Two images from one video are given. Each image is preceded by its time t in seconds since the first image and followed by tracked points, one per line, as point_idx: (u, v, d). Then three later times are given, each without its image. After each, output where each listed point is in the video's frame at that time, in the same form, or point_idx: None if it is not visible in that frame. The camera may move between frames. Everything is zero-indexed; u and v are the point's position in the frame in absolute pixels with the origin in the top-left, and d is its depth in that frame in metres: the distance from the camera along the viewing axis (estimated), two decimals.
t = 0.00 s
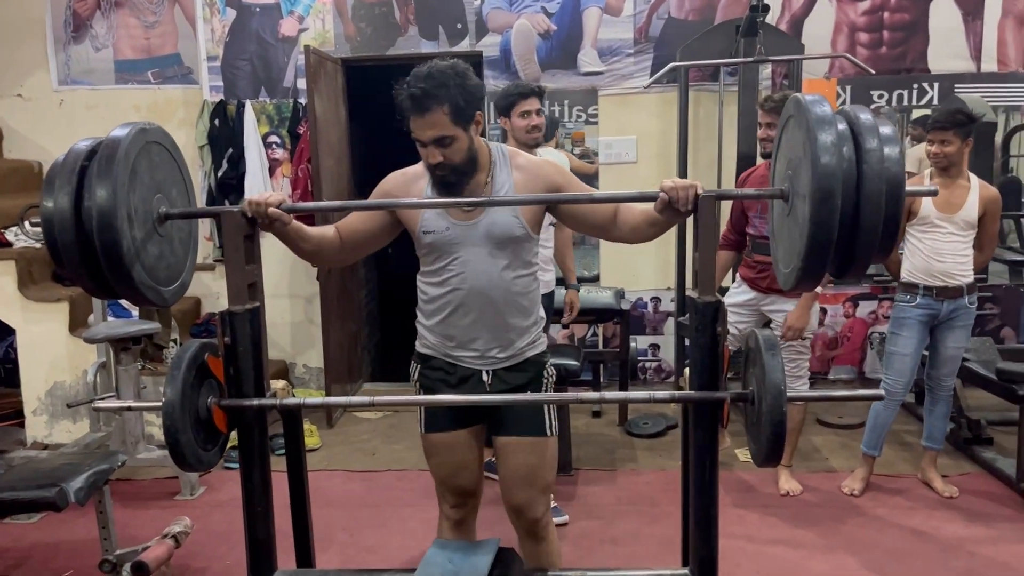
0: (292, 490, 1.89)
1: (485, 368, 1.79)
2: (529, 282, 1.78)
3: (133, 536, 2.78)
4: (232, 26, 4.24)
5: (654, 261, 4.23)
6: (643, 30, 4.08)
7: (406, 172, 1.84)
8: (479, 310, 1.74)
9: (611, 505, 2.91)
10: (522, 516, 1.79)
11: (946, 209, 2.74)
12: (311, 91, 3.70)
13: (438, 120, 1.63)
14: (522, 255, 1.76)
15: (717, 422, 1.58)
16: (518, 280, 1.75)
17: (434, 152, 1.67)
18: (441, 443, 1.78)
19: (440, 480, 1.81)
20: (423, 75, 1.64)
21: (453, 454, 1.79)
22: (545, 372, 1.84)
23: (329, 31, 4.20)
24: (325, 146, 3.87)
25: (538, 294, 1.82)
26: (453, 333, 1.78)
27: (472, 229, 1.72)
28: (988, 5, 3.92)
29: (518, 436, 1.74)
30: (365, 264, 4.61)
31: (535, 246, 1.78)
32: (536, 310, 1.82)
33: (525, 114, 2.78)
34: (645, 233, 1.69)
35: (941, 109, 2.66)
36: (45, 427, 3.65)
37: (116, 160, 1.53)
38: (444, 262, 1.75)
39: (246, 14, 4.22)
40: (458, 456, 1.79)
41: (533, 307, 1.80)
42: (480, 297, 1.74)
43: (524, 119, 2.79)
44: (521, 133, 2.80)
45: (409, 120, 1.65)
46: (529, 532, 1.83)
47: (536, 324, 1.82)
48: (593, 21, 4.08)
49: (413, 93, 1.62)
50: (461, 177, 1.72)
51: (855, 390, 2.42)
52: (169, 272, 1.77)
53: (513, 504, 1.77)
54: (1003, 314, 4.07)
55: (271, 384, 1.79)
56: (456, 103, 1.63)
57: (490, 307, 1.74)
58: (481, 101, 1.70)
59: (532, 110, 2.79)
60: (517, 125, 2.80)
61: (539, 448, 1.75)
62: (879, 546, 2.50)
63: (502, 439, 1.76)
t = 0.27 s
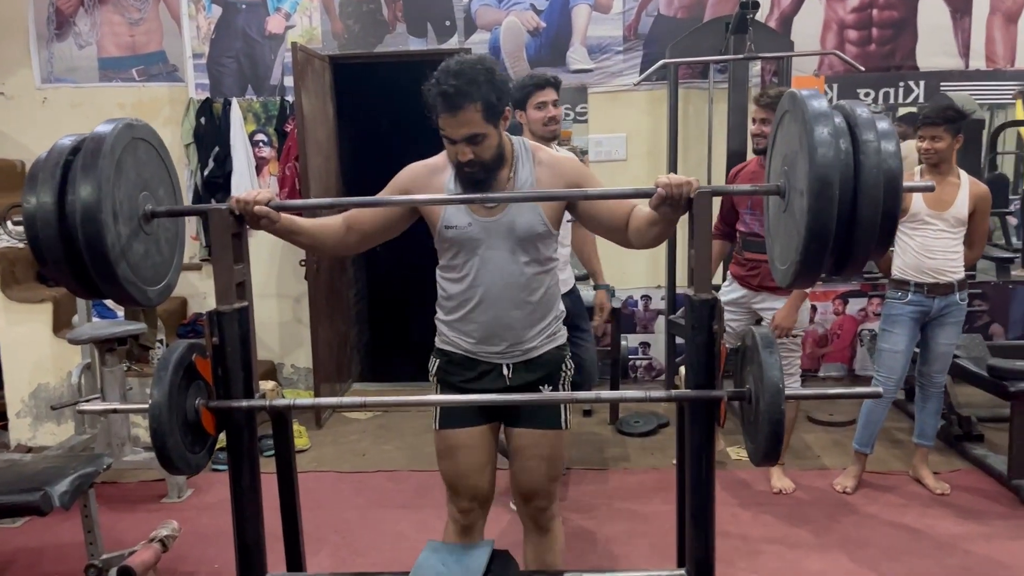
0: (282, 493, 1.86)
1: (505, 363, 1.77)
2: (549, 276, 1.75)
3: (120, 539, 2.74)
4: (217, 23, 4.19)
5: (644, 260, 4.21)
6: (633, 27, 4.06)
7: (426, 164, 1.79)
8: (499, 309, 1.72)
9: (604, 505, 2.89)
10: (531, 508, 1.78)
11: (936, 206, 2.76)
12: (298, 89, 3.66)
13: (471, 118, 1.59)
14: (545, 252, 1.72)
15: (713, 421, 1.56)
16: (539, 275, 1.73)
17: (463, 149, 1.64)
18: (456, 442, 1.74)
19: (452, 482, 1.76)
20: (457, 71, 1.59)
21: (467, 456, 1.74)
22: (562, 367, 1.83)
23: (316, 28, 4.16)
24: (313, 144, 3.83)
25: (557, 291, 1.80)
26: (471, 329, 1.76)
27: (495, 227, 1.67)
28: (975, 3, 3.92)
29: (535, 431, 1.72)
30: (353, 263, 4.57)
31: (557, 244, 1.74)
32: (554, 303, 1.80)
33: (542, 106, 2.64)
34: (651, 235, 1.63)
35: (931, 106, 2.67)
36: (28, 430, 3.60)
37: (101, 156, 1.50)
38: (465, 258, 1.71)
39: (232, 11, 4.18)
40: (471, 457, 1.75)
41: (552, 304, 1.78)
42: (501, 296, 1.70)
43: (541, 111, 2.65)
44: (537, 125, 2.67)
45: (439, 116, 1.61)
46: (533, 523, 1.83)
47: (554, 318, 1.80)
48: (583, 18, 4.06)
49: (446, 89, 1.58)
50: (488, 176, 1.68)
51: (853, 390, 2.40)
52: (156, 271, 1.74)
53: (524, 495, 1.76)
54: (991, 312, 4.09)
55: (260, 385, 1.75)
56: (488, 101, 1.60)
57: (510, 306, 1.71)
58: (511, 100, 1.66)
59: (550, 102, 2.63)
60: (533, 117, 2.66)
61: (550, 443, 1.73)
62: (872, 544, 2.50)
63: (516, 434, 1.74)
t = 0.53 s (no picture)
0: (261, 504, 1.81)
1: (499, 366, 1.71)
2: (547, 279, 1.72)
3: (95, 551, 2.67)
4: (192, 23, 4.12)
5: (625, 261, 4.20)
6: (613, 26, 4.04)
7: (423, 163, 1.75)
8: (495, 311, 1.68)
9: (589, 508, 2.86)
10: (524, 508, 1.74)
11: (919, 205, 2.77)
12: (275, 90, 3.60)
13: (471, 119, 1.56)
14: (543, 254, 1.69)
15: (702, 427, 1.54)
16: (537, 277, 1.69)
17: (461, 148, 1.60)
18: (437, 443, 1.70)
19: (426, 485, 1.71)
20: (457, 70, 1.56)
21: (442, 458, 1.69)
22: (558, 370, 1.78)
23: (293, 28, 4.10)
24: (290, 146, 3.77)
25: (554, 294, 1.76)
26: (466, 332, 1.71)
27: (491, 227, 1.65)
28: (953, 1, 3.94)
29: (528, 433, 1.69)
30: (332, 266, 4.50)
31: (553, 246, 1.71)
32: (552, 307, 1.76)
33: (569, 104, 2.54)
34: (641, 240, 1.60)
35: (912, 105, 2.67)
36: None
37: (70, 159, 1.45)
38: (460, 259, 1.68)
39: (207, 11, 4.10)
40: (448, 460, 1.69)
41: (548, 307, 1.74)
42: (497, 298, 1.67)
43: (566, 108, 2.54)
44: (562, 122, 2.56)
45: (437, 115, 1.57)
46: (526, 521, 1.78)
47: (552, 322, 1.76)
48: (563, 17, 4.03)
49: (445, 88, 1.55)
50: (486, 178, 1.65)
51: (841, 390, 2.38)
52: (129, 278, 1.69)
53: (518, 496, 1.72)
54: (971, 308, 4.11)
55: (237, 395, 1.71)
56: (488, 101, 1.57)
57: (506, 308, 1.68)
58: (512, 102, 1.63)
59: (577, 101, 2.54)
60: (557, 113, 2.55)
61: (546, 447, 1.70)
62: (857, 544, 2.49)
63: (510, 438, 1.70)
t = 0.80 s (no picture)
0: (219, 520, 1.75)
1: (448, 377, 1.70)
2: (491, 281, 1.68)
3: (48, 571, 2.57)
4: (141, 25, 4.01)
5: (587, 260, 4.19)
6: (570, 25, 4.03)
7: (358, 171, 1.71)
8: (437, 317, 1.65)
9: (557, 510, 2.85)
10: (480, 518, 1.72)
11: (875, 200, 2.79)
12: (227, 93, 3.52)
13: (399, 123, 1.52)
14: (485, 258, 1.65)
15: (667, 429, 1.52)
16: (481, 281, 1.65)
17: (392, 153, 1.56)
18: (384, 459, 1.67)
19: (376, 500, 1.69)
20: (383, 74, 1.52)
21: (391, 472, 1.67)
22: (507, 378, 1.75)
23: (245, 29, 4.01)
24: (245, 150, 3.68)
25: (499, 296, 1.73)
26: (409, 340, 1.68)
27: (430, 233, 1.61)
28: None
29: (478, 446, 1.66)
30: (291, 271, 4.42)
31: (496, 248, 1.68)
32: (498, 310, 1.73)
33: (591, 102, 2.46)
34: (594, 244, 1.61)
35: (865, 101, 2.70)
36: None
37: (9, 165, 1.39)
38: (399, 266, 1.63)
39: (156, 13, 4.00)
40: (395, 474, 1.67)
41: (494, 310, 1.71)
42: (438, 304, 1.64)
43: (587, 106, 2.47)
44: (582, 120, 2.48)
45: (366, 120, 1.53)
46: (486, 528, 1.76)
47: (499, 325, 1.73)
48: (519, 17, 4.01)
49: (373, 91, 1.51)
50: (419, 181, 1.61)
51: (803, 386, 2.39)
52: (74, 291, 1.62)
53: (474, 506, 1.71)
54: (927, 300, 4.18)
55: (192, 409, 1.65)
56: (418, 104, 1.52)
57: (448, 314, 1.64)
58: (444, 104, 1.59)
59: (599, 100, 2.46)
60: (579, 111, 2.48)
61: (499, 458, 1.67)
62: (822, 538, 2.51)
63: (463, 451, 1.67)
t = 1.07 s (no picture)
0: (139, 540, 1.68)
1: (341, 393, 1.66)
2: (383, 289, 1.64)
3: None
4: (50, 25, 3.82)
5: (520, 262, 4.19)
6: (497, 27, 4.02)
7: (236, 184, 1.66)
8: (324, 331, 1.60)
9: (494, 514, 2.83)
10: (398, 545, 1.67)
11: (796, 197, 2.88)
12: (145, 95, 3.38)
13: (274, 129, 1.48)
14: (373, 265, 1.61)
15: (599, 430, 1.52)
16: (371, 290, 1.61)
17: (270, 161, 1.52)
18: (286, 472, 1.64)
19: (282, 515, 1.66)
20: (252, 78, 1.48)
21: (294, 485, 1.64)
22: (401, 390, 1.72)
23: (163, 30, 3.87)
24: (165, 154, 3.54)
25: (394, 305, 1.68)
26: (298, 355, 1.64)
27: (309, 246, 1.56)
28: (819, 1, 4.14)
29: (382, 459, 1.63)
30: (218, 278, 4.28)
31: (385, 256, 1.64)
32: (394, 317, 1.69)
33: (573, 97, 2.22)
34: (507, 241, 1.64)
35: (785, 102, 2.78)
36: None
37: None
38: (282, 280, 1.59)
39: (67, 13, 3.81)
40: (299, 488, 1.65)
41: (387, 320, 1.66)
42: (324, 318, 1.59)
43: (569, 101, 2.23)
44: (562, 116, 2.25)
45: (237, 126, 1.48)
46: (407, 559, 1.70)
47: (395, 335, 1.69)
48: (446, 19, 3.99)
49: (243, 96, 1.46)
50: (302, 189, 1.57)
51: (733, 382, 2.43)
52: None
53: (389, 533, 1.65)
54: (848, 294, 4.33)
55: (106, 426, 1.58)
56: (292, 107, 1.48)
57: (335, 328, 1.60)
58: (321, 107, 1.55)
59: (581, 94, 2.22)
60: (559, 107, 2.24)
61: (408, 472, 1.64)
62: (753, 530, 2.56)
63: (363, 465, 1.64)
